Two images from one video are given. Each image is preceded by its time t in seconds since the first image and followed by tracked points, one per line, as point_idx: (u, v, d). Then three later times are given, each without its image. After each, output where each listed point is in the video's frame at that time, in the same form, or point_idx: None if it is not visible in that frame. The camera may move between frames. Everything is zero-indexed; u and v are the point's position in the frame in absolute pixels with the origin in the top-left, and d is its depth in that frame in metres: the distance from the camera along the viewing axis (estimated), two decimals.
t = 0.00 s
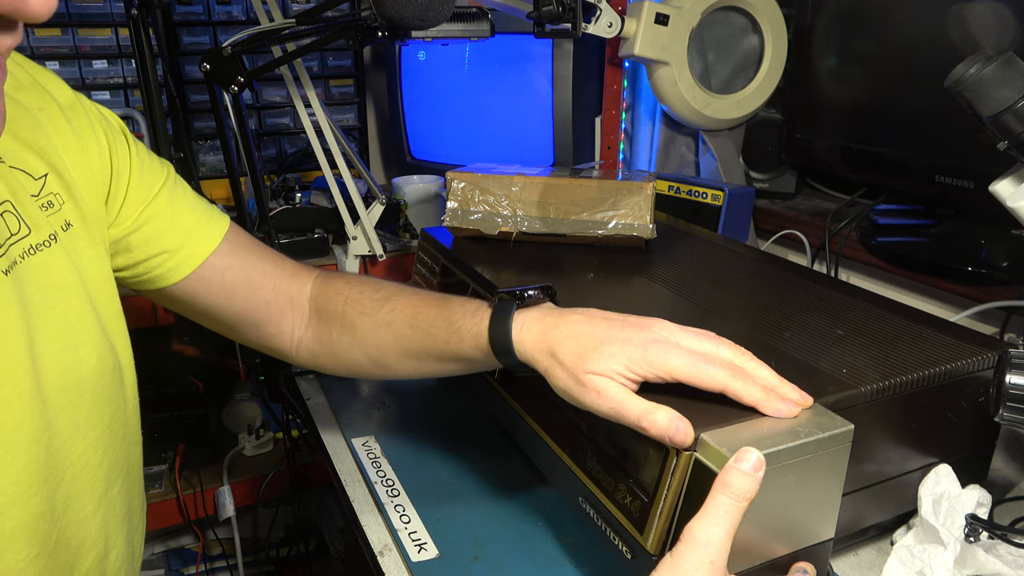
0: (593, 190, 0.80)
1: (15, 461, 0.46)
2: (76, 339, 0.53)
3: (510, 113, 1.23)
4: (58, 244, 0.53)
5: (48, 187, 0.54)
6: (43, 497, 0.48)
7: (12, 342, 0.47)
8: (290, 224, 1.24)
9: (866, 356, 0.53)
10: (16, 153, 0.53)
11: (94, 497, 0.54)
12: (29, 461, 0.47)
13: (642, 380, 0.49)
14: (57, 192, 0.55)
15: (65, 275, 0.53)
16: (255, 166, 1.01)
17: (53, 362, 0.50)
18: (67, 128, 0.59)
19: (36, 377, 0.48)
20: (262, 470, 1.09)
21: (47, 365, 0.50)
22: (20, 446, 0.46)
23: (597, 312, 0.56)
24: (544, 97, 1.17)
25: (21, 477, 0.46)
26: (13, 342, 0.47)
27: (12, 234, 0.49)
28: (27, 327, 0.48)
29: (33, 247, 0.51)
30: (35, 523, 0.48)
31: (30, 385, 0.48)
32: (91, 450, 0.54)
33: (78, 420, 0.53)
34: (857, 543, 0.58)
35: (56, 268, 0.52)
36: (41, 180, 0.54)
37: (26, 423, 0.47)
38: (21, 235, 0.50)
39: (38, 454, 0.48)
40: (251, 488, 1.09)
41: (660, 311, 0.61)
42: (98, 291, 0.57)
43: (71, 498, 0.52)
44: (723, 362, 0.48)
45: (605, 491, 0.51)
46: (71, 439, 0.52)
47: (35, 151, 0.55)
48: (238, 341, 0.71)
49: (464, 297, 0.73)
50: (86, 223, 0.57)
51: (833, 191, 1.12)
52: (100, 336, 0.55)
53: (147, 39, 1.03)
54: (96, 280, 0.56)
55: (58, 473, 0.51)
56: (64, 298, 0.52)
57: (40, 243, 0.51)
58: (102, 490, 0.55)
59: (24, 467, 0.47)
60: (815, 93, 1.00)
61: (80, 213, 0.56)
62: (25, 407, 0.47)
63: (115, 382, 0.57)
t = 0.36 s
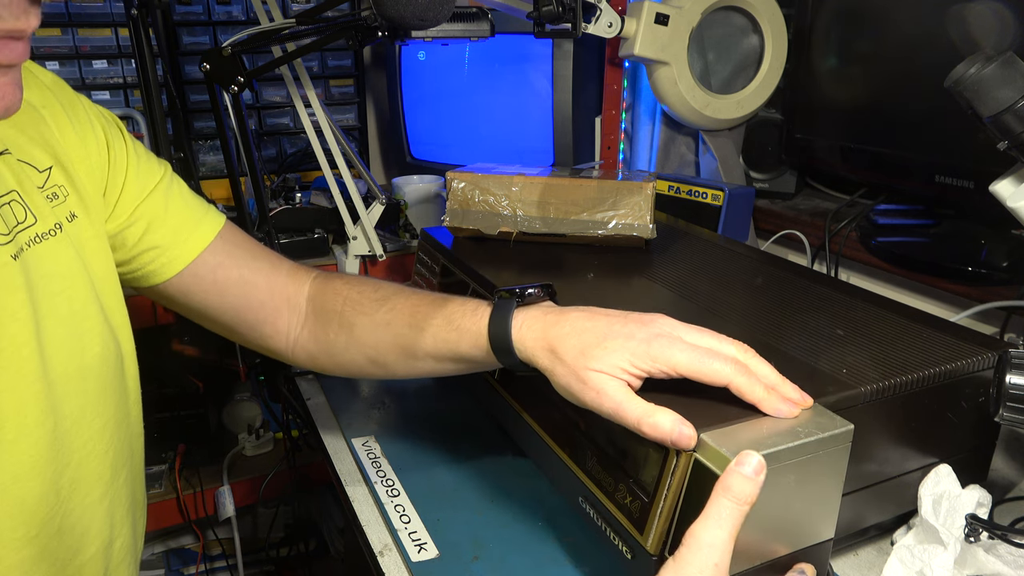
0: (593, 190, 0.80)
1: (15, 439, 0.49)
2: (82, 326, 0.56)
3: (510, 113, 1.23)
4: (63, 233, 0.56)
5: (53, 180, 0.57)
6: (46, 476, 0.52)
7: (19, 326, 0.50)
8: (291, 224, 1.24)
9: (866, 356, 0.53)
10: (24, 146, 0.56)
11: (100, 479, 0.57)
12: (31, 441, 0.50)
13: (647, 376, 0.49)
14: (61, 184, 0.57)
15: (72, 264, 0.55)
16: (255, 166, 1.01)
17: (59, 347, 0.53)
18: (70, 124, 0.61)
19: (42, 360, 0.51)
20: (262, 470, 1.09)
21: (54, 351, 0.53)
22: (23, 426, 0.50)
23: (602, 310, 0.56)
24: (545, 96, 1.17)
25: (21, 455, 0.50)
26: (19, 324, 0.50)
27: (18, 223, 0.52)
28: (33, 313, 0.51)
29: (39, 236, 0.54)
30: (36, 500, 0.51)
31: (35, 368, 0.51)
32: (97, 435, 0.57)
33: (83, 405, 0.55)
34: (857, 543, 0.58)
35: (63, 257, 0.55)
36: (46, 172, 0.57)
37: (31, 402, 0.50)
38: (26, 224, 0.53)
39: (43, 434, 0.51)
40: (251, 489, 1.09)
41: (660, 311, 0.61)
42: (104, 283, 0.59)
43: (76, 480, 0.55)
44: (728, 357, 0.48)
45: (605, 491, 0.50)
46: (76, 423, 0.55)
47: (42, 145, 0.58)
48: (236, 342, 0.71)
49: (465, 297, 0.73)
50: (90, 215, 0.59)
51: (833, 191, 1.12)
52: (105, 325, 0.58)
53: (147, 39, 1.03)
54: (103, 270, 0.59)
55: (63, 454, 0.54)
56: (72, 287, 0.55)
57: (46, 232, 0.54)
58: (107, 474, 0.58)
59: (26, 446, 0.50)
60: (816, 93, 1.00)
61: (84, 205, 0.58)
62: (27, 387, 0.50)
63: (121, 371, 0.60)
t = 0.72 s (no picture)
0: (593, 190, 0.80)
1: (16, 429, 0.50)
2: (85, 319, 0.56)
3: (510, 113, 1.23)
4: (67, 228, 0.56)
5: (57, 177, 0.58)
6: (46, 467, 0.52)
7: (20, 317, 0.50)
8: (291, 224, 1.24)
9: (866, 356, 0.53)
10: (28, 143, 0.57)
11: (99, 473, 0.57)
12: (32, 432, 0.51)
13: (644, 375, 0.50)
14: (66, 181, 0.58)
15: (74, 258, 0.56)
16: (255, 166, 1.01)
17: (61, 339, 0.54)
18: (72, 125, 0.61)
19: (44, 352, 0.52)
20: (262, 470, 1.09)
21: (55, 344, 0.53)
22: (25, 416, 0.50)
23: (600, 312, 0.56)
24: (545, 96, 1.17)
25: (21, 446, 0.50)
26: (21, 315, 0.50)
27: (22, 217, 0.53)
28: (35, 305, 0.51)
29: (43, 229, 0.54)
30: (35, 491, 0.51)
31: (36, 359, 0.51)
32: (97, 429, 0.57)
33: (84, 398, 0.56)
34: (857, 543, 0.58)
35: (66, 251, 0.55)
36: (51, 169, 0.57)
37: (32, 394, 0.51)
38: (29, 219, 0.53)
39: (44, 426, 0.51)
40: (250, 489, 1.09)
41: (660, 311, 0.61)
42: (107, 279, 0.60)
43: (76, 473, 0.56)
44: (724, 358, 0.48)
45: (605, 491, 0.50)
46: (77, 416, 0.55)
47: (47, 143, 0.58)
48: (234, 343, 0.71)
49: (465, 298, 0.73)
50: (92, 211, 0.59)
51: (834, 190, 1.12)
52: (107, 319, 0.58)
53: (147, 39, 1.03)
54: (106, 265, 0.59)
55: (64, 447, 0.54)
56: (74, 280, 0.55)
57: (50, 226, 0.55)
58: (107, 468, 0.58)
59: (26, 436, 0.50)
60: (816, 93, 1.00)
61: (87, 201, 0.59)
62: (28, 378, 0.50)
63: (122, 366, 0.61)
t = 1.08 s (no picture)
0: (593, 190, 0.80)
1: (15, 425, 0.50)
2: (86, 315, 0.56)
3: (510, 113, 1.23)
4: (70, 226, 0.56)
5: (60, 176, 0.58)
6: (44, 463, 0.52)
7: (21, 313, 0.50)
8: (290, 224, 1.24)
9: (867, 356, 0.53)
10: (33, 142, 0.57)
11: (98, 470, 0.57)
12: (31, 427, 0.51)
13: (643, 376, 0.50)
14: (69, 180, 0.58)
15: (77, 255, 0.56)
16: (255, 166, 1.01)
17: (62, 335, 0.54)
18: (76, 124, 0.61)
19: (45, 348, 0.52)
20: (262, 470, 1.09)
21: (57, 340, 0.53)
22: (25, 412, 0.50)
23: (597, 314, 0.56)
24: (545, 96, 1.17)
25: (19, 441, 0.50)
26: (22, 310, 0.50)
27: (26, 214, 0.53)
28: (37, 302, 0.52)
29: (45, 226, 0.54)
30: (32, 487, 0.51)
31: (37, 355, 0.51)
32: (97, 426, 0.57)
33: (83, 395, 0.56)
34: (857, 543, 0.58)
35: (68, 248, 0.56)
36: (54, 168, 0.57)
37: (32, 390, 0.51)
38: (33, 216, 0.54)
39: (43, 422, 0.51)
40: (250, 488, 1.09)
41: (660, 311, 0.61)
42: (108, 278, 0.60)
43: (75, 470, 0.56)
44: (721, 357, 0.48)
45: (605, 491, 0.50)
46: (77, 413, 0.55)
47: (51, 141, 0.58)
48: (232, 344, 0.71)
49: (464, 298, 0.73)
50: (95, 211, 0.59)
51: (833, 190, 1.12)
52: (108, 316, 0.58)
53: (147, 39, 1.03)
54: (107, 263, 0.60)
55: (63, 443, 0.54)
56: (76, 277, 0.56)
57: (52, 223, 0.55)
58: (106, 465, 0.58)
59: (25, 431, 0.50)
60: (815, 93, 1.00)
61: (90, 200, 0.59)
62: (28, 374, 0.50)
63: (121, 364, 0.61)
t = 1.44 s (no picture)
0: (593, 190, 0.80)
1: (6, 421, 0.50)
2: (79, 312, 0.56)
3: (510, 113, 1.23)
4: (60, 222, 0.56)
5: (51, 171, 0.58)
6: (37, 460, 0.52)
7: (10, 310, 0.50)
8: (291, 224, 1.24)
9: (866, 356, 0.53)
10: (22, 138, 0.57)
11: (93, 468, 0.57)
12: (22, 424, 0.51)
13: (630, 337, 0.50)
14: (60, 175, 0.58)
15: (68, 252, 0.56)
16: (255, 166, 1.01)
17: (54, 333, 0.54)
18: (65, 121, 0.61)
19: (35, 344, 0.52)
20: (262, 470, 1.09)
21: (48, 337, 0.54)
22: (15, 409, 0.50)
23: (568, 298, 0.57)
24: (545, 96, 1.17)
25: (10, 437, 0.50)
26: (12, 307, 0.50)
27: (14, 210, 0.53)
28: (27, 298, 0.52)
29: (36, 222, 0.54)
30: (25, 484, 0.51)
31: (25, 351, 0.51)
32: (92, 423, 0.57)
33: (78, 391, 0.56)
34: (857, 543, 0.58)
35: (59, 244, 0.56)
36: (46, 163, 0.57)
37: (22, 386, 0.51)
38: (22, 212, 0.54)
39: (35, 419, 0.52)
40: (250, 488, 1.09)
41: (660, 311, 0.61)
42: (102, 275, 0.60)
43: (71, 467, 0.56)
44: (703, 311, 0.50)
45: (605, 491, 0.51)
46: (71, 410, 0.55)
47: (40, 137, 0.58)
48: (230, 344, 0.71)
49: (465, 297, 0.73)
50: (86, 206, 0.59)
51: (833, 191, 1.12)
52: (102, 313, 0.59)
53: (147, 39, 1.03)
54: (100, 260, 0.60)
55: (57, 440, 0.54)
56: (68, 273, 0.56)
57: (43, 219, 0.55)
58: (102, 463, 0.58)
59: (18, 427, 0.51)
60: (815, 93, 1.00)
61: (81, 196, 0.59)
62: (17, 369, 0.51)
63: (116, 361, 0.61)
